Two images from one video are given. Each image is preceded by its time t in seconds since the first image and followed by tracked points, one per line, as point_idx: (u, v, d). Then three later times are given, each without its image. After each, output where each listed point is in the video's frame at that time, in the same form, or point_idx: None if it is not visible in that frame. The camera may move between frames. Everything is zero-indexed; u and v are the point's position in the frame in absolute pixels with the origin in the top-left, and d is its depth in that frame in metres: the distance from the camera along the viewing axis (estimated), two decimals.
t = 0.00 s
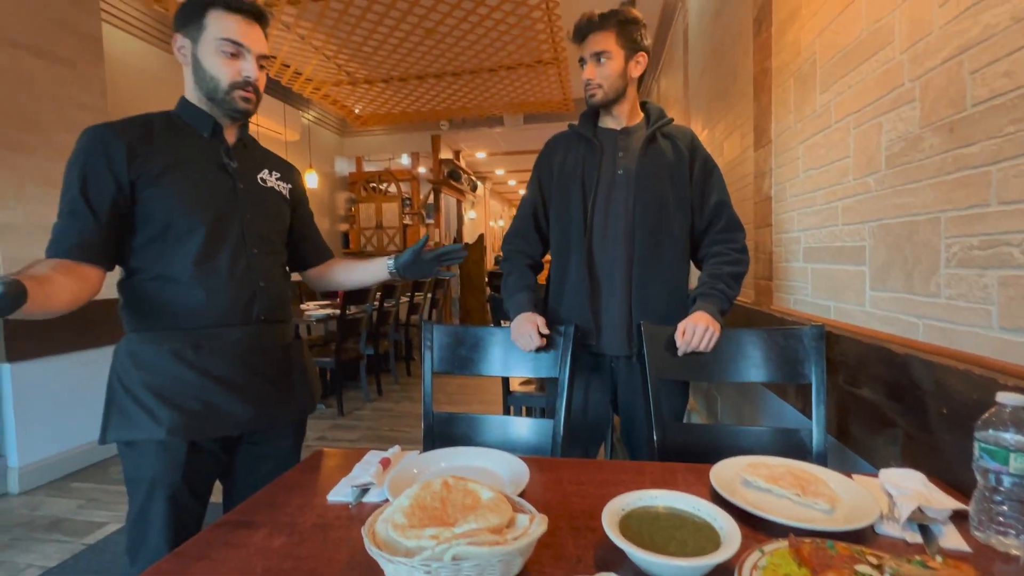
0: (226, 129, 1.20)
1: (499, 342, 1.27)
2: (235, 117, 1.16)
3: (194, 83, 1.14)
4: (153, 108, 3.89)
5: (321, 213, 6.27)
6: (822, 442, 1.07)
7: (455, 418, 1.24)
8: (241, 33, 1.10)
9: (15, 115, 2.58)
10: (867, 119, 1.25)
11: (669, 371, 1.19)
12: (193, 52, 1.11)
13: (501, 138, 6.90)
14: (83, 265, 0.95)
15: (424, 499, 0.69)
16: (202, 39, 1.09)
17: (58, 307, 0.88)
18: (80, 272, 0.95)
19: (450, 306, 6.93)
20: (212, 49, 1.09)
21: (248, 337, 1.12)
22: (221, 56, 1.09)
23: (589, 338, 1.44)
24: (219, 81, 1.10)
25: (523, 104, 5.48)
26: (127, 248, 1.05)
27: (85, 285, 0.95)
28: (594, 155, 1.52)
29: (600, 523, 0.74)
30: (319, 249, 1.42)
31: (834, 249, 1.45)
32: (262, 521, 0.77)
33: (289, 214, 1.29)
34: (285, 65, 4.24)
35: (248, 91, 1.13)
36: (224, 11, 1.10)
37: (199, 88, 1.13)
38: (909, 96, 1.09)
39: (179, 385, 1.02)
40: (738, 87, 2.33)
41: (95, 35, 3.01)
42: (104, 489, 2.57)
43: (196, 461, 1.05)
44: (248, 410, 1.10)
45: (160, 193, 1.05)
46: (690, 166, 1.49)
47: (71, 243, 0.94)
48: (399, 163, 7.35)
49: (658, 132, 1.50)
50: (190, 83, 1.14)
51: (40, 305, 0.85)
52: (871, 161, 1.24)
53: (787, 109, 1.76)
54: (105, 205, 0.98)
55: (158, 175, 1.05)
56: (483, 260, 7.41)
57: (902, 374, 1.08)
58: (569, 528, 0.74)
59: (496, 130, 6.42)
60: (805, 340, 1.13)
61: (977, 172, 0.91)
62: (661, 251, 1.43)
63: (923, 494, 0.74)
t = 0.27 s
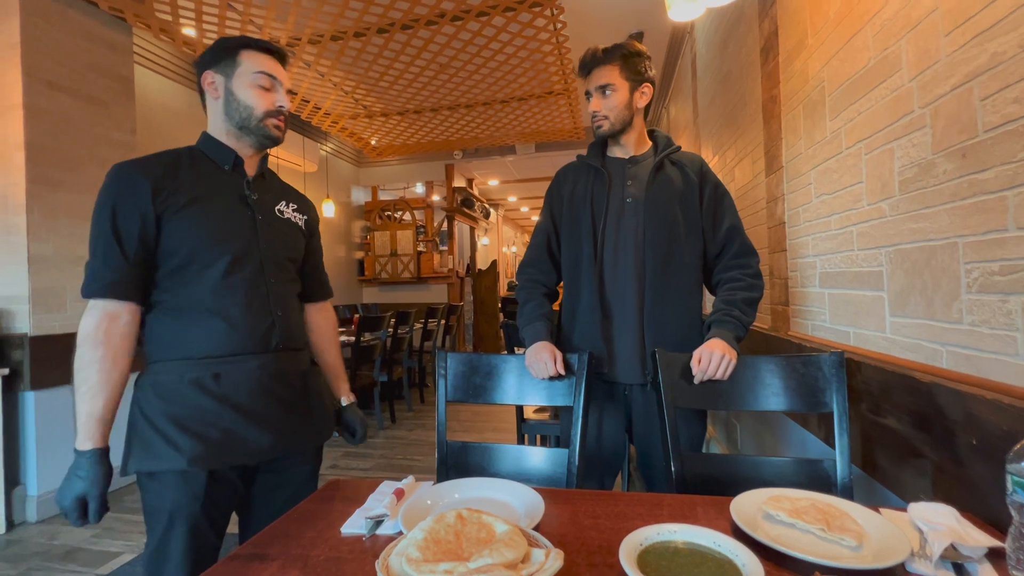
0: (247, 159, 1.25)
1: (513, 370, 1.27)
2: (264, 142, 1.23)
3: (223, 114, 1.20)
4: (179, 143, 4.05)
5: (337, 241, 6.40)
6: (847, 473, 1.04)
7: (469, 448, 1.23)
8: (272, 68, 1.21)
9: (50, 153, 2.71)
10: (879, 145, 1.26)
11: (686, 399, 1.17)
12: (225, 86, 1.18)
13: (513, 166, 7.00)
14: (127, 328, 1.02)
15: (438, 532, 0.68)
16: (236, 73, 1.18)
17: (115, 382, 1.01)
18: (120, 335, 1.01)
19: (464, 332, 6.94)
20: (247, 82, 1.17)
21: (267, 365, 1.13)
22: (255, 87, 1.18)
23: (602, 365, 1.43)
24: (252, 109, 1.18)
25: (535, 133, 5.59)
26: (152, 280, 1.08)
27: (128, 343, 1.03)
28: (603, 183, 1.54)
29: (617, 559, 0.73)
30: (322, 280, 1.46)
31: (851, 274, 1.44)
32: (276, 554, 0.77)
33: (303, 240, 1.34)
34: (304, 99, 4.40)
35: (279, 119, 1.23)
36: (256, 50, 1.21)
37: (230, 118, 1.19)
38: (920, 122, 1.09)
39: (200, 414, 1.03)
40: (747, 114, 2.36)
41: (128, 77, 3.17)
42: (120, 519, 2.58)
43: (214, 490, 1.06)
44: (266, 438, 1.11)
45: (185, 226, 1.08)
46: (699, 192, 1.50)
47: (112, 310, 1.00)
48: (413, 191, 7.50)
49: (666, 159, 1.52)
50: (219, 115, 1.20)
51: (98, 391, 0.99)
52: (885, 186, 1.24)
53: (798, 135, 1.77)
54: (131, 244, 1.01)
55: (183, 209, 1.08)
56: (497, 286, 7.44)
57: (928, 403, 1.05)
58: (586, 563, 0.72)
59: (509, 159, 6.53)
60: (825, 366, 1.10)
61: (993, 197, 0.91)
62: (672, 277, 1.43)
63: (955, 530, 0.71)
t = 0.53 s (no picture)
0: (244, 169, 1.27)
1: (518, 379, 1.27)
2: (268, 150, 1.26)
3: (225, 123, 1.21)
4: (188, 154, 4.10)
5: (343, 250, 6.43)
6: (856, 484, 1.03)
7: (474, 458, 1.23)
8: (273, 77, 1.25)
9: (63, 164, 2.75)
10: (884, 155, 1.26)
11: (692, 410, 1.17)
12: (227, 95, 1.20)
13: (518, 176, 7.04)
14: (112, 339, 1.02)
15: (444, 542, 0.68)
16: (238, 82, 1.20)
17: (97, 393, 1.01)
18: (106, 347, 1.01)
19: (469, 341, 6.93)
20: (250, 90, 1.20)
21: (260, 375, 1.13)
22: (259, 95, 1.21)
23: (608, 375, 1.43)
24: (257, 118, 1.21)
25: (539, 143, 5.62)
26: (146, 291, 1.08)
27: (113, 354, 1.03)
28: (608, 193, 1.54)
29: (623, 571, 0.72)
30: (316, 287, 1.48)
31: (858, 284, 1.43)
32: (282, 563, 0.77)
33: (299, 249, 1.35)
34: (312, 109, 4.45)
35: (282, 127, 1.26)
36: (255, 59, 1.24)
37: (233, 127, 1.21)
38: (926, 133, 1.09)
39: (193, 425, 1.03)
40: (752, 124, 2.37)
41: (140, 89, 3.22)
42: (125, 527, 2.59)
43: (209, 501, 1.07)
44: (260, 448, 1.11)
45: (181, 237, 1.09)
46: (704, 202, 1.50)
47: (99, 322, 1.00)
48: (419, 201, 7.55)
49: (671, 169, 1.53)
50: (221, 125, 1.22)
51: (79, 402, 0.98)
52: (891, 196, 1.24)
53: (802, 145, 1.78)
54: (122, 255, 1.01)
55: (176, 220, 1.09)
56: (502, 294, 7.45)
57: (937, 414, 1.03)
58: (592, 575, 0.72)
59: (514, 168, 6.57)
60: (832, 377, 1.09)
61: (1001, 208, 0.90)
62: (677, 287, 1.43)
63: (967, 545, 0.69)
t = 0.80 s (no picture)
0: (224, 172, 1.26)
1: (520, 384, 1.27)
2: (247, 154, 1.25)
3: (204, 126, 1.20)
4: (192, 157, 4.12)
5: (345, 253, 6.44)
6: (860, 491, 1.02)
7: (475, 461, 1.23)
8: (255, 79, 1.23)
9: (66, 167, 2.76)
10: (886, 159, 1.26)
11: (694, 415, 1.16)
12: (207, 97, 1.19)
13: (520, 180, 7.06)
14: (96, 335, 0.96)
15: (445, 547, 0.68)
16: (217, 84, 1.18)
17: (93, 393, 0.93)
18: (92, 346, 0.95)
19: (470, 345, 6.93)
20: (229, 93, 1.19)
21: (239, 379, 1.13)
22: (238, 99, 1.19)
23: (610, 380, 1.43)
24: (236, 122, 1.19)
25: (541, 147, 5.64)
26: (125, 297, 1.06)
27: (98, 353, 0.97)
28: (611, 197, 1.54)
29: None
30: (299, 292, 1.48)
31: (861, 288, 1.43)
32: (282, 567, 0.77)
33: (280, 252, 1.36)
34: (314, 113, 4.47)
35: (264, 131, 1.25)
36: (236, 60, 1.22)
37: (211, 131, 1.20)
38: (928, 137, 1.09)
39: (171, 433, 1.03)
40: (753, 128, 2.37)
41: (144, 93, 3.23)
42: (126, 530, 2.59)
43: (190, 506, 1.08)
44: (241, 453, 1.11)
45: (161, 243, 1.08)
46: (706, 206, 1.50)
47: (79, 323, 0.94)
48: (421, 204, 7.56)
49: (673, 173, 1.53)
50: (200, 127, 1.21)
51: (77, 401, 0.90)
52: (893, 201, 1.24)
53: (804, 149, 1.78)
54: (101, 257, 0.97)
55: (156, 225, 1.08)
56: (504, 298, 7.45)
57: (940, 419, 1.03)
58: None
59: (516, 172, 6.59)
60: (835, 382, 1.09)
61: (1003, 212, 0.90)
62: (679, 291, 1.43)
63: (972, 551, 0.69)
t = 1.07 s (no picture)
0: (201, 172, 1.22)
1: (523, 384, 1.27)
2: (208, 161, 1.18)
3: (172, 128, 1.16)
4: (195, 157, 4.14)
5: (347, 253, 6.46)
6: (863, 492, 1.02)
7: (478, 461, 1.23)
8: (218, 81, 1.12)
9: (71, 166, 2.77)
10: (891, 160, 1.25)
11: (696, 416, 1.16)
12: (173, 100, 1.14)
13: (522, 180, 7.06)
14: (88, 335, 0.94)
15: (448, 547, 0.68)
16: (182, 86, 1.12)
17: (86, 395, 0.90)
18: (84, 345, 0.93)
19: (471, 345, 6.94)
20: (190, 97, 1.12)
21: (219, 379, 1.11)
22: (197, 103, 1.11)
23: (612, 380, 1.43)
24: (193, 127, 1.12)
25: (543, 148, 5.65)
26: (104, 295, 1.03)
27: (91, 353, 0.95)
28: (614, 197, 1.54)
29: None
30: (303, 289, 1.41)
31: (864, 290, 1.43)
32: (285, 566, 0.77)
33: (267, 250, 1.32)
34: (317, 113, 4.48)
35: (222, 137, 1.15)
36: (204, 60, 1.12)
37: (176, 134, 1.15)
38: (933, 138, 1.09)
39: (150, 434, 1.01)
40: (756, 129, 2.37)
41: (148, 93, 3.25)
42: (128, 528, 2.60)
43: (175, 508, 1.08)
44: (223, 453, 1.10)
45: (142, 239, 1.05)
46: (709, 206, 1.49)
47: (70, 319, 0.92)
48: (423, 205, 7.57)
49: (677, 174, 1.53)
50: (170, 128, 1.17)
51: (70, 404, 0.87)
52: (897, 202, 1.23)
53: (808, 150, 1.78)
54: (89, 254, 0.96)
55: (130, 220, 1.04)
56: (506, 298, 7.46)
57: (944, 421, 1.02)
58: None
59: (518, 173, 6.60)
60: (838, 383, 1.09)
61: (1009, 214, 0.90)
62: (682, 291, 1.43)
63: (977, 553, 0.68)
